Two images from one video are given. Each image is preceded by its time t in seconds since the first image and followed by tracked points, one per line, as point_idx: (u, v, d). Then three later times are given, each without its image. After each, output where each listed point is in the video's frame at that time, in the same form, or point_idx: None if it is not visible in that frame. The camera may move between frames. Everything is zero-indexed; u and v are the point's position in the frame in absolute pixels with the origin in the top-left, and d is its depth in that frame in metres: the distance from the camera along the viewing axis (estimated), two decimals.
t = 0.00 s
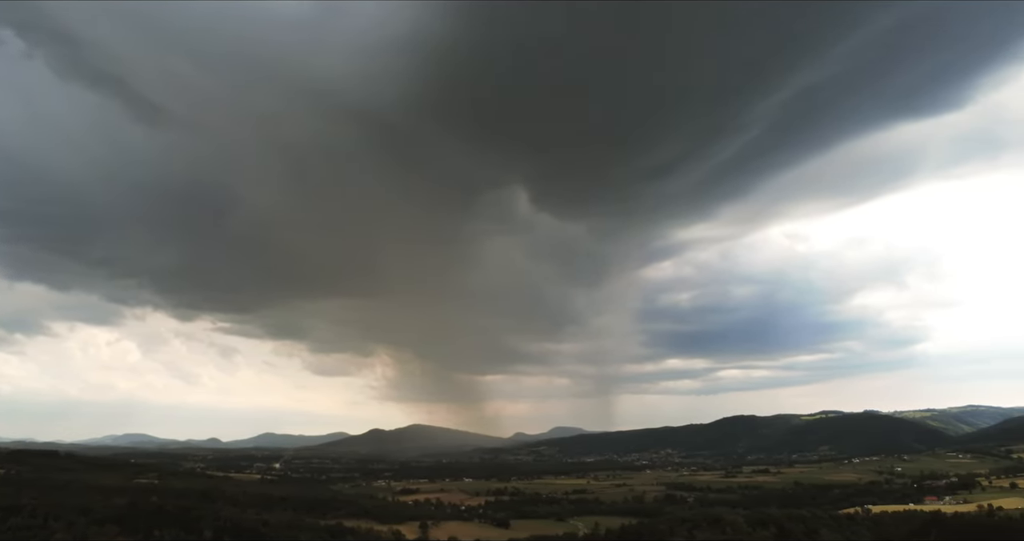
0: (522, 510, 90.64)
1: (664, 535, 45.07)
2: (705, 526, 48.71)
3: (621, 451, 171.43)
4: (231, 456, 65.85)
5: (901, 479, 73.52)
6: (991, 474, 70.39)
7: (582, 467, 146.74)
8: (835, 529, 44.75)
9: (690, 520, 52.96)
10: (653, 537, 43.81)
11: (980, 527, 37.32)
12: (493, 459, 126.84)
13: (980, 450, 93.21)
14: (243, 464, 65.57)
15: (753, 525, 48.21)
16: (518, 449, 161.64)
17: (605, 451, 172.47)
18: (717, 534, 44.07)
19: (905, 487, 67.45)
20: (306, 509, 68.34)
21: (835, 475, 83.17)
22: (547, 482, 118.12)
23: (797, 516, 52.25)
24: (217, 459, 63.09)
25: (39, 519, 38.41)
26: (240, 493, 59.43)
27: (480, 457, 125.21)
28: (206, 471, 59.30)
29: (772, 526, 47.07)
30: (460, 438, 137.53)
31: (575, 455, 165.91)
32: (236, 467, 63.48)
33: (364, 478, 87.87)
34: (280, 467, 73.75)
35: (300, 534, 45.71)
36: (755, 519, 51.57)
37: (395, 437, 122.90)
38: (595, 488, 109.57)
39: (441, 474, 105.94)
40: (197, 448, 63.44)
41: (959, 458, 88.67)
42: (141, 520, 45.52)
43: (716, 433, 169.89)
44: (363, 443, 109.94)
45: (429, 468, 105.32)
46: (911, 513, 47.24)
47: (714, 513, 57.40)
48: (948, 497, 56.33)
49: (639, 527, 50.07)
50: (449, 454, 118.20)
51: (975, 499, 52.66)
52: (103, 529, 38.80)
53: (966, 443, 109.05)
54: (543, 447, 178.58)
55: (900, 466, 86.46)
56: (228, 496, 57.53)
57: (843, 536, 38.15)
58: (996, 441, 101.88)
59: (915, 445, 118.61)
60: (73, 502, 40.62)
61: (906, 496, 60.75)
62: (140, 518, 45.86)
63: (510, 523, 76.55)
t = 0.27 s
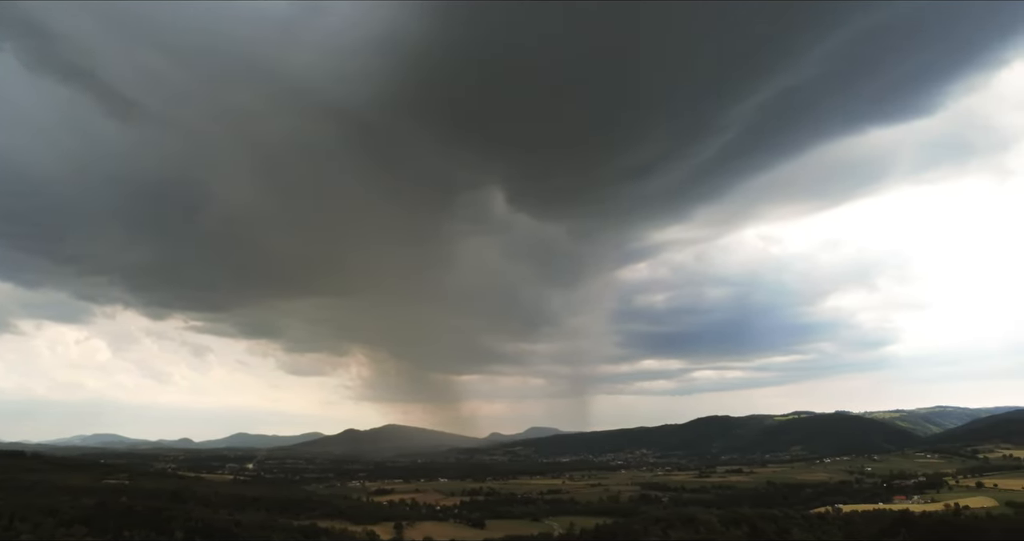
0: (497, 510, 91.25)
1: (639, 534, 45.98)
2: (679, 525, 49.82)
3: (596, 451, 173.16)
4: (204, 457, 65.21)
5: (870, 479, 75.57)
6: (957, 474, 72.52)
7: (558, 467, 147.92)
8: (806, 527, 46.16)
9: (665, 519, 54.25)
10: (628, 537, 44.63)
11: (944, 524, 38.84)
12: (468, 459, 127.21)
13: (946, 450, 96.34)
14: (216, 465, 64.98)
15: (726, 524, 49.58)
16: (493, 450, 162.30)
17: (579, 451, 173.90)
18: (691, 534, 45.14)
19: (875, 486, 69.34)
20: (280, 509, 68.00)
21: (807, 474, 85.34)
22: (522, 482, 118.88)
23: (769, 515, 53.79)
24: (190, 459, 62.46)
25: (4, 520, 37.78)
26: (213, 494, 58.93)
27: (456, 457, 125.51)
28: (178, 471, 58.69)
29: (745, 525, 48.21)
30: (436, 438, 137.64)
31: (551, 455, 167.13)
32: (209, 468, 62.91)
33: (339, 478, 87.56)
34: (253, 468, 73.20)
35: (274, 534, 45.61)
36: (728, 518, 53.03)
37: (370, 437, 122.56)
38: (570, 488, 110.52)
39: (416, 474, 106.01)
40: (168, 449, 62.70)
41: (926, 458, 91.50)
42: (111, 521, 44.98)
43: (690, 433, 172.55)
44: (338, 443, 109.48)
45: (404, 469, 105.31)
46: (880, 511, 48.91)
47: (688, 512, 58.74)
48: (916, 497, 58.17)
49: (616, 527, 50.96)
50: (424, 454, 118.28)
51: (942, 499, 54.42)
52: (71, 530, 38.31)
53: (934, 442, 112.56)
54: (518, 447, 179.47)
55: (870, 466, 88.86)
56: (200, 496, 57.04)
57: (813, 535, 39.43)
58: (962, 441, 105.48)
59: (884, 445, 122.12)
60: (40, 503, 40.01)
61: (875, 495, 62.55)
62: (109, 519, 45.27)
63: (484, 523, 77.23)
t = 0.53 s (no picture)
0: (468, 511, 91.73)
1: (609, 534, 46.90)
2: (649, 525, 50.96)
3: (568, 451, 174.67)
4: (170, 457, 64.28)
5: (836, 479, 77.80)
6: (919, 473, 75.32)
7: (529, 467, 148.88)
8: (772, 526, 47.63)
9: (636, 519, 55.37)
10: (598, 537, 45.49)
11: (902, 521, 40.58)
12: (440, 459, 127.29)
13: (911, 450, 99.48)
14: (182, 466, 64.12)
15: (696, 524, 50.88)
16: (465, 450, 162.57)
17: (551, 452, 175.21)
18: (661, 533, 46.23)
19: (840, 486, 71.51)
20: (248, 511, 67.38)
21: (775, 474, 87.54)
22: (493, 483, 119.42)
23: (737, 514, 55.28)
24: (156, 460, 61.54)
25: None
26: (179, 495, 58.16)
27: (427, 458, 125.51)
28: (144, 472, 57.80)
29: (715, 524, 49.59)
30: (407, 439, 137.39)
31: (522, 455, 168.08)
32: (175, 469, 62.05)
33: (309, 479, 86.96)
34: (221, 468, 72.34)
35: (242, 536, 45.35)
36: (698, 518, 54.37)
37: (341, 437, 121.85)
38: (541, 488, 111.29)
39: (387, 475, 105.74)
40: (133, 449, 61.67)
41: (890, 458, 94.37)
42: (73, 523, 44.19)
43: (661, 433, 175.14)
44: (308, 443, 108.64)
45: (375, 469, 104.98)
46: (845, 511, 50.66)
47: (658, 511, 59.99)
48: (881, 496, 60.49)
49: (587, 527, 51.87)
50: (395, 454, 118.06)
51: (905, 498, 56.57)
52: (32, 533, 37.58)
53: (899, 442, 116.25)
54: (490, 447, 179.99)
55: (836, 466, 91.43)
56: (166, 497, 56.28)
57: (779, 534, 40.73)
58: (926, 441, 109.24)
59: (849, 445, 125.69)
60: None
61: (840, 494, 64.67)
62: (72, 521, 44.50)
63: (455, 523, 77.84)
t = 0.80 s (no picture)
0: (443, 511, 92.03)
1: (584, 534, 47.71)
2: (623, 525, 51.97)
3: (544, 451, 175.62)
4: (140, 458, 63.37)
5: (807, 478, 79.73)
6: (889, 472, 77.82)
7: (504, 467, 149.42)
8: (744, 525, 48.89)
9: (611, 519, 56.21)
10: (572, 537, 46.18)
11: (868, 519, 42.06)
12: (415, 460, 127.19)
13: (881, 450, 102.10)
14: (153, 466, 63.25)
15: (670, 523, 51.86)
16: (440, 450, 162.49)
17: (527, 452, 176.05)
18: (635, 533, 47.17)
19: (811, 485, 73.31)
20: (220, 511, 66.76)
21: (747, 474, 89.32)
22: (467, 483, 119.57)
23: (710, 514, 56.43)
24: (125, 461, 60.63)
25: None
26: (150, 497, 57.40)
27: (403, 458, 125.28)
28: (113, 473, 56.94)
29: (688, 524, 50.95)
30: (382, 439, 136.93)
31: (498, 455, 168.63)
32: (146, 470, 61.23)
33: (282, 479, 86.30)
34: (192, 469, 71.50)
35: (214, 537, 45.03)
36: (672, 517, 55.39)
37: (315, 437, 121.07)
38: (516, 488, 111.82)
39: (361, 475, 105.36)
40: (102, 450, 60.67)
41: (861, 458, 96.72)
42: (40, 525, 43.51)
43: (636, 434, 177.11)
44: (281, 443, 107.74)
45: (349, 469, 104.54)
46: (815, 510, 52.20)
47: (632, 511, 60.98)
48: (851, 495, 62.73)
49: (562, 527, 52.72)
50: (370, 455, 117.63)
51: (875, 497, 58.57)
52: None
53: (870, 443, 119.28)
54: (466, 447, 180.26)
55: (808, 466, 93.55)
56: (136, 499, 55.53)
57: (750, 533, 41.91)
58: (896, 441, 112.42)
59: (821, 446, 128.57)
60: None
61: (811, 493, 66.53)
62: (38, 522, 43.82)
63: (429, 524, 78.28)
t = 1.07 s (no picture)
0: (419, 511, 92.16)
1: (559, 534, 48.40)
2: (599, 525, 52.71)
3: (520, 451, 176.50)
4: (110, 459, 62.39)
5: (780, 477, 81.45)
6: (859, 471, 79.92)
7: (480, 467, 149.82)
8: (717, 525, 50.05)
9: (586, 519, 57.01)
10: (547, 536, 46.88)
11: (835, 518, 43.37)
12: (391, 460, 126.91)
13: (852, 450, 104.47)
14: (123, 467, 62.33)
15: (643, 523, 52.81)
16: (416, 450, 162.28)
17: (503, 452, 176.55)
18: (610, 532, 47.97)
19: (783, 484, 75.04)
20: (192, 513, 66.04)
21: (720, 473, 90.98)
22: (443, 483, 119.66)
23: (684, 514, 57.54)
24: (95, 462, 59.66)
25: None
26: (120, 498, 56.61)
27: (378, 458, 124.88)
28: (82, 474, 56.03)
29: (661, 522, 52.28)
30: (358, 439, 136.34)
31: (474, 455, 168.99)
32: (116, 471, 60.33)
33: (255, 480, 85.59)
34: (163, 470, 70.60)
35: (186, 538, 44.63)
36: (645, 516, 56.35)
37: (289, 437, 120.11)
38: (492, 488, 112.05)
39: (336, 475, 104.83)
40: (70, 450, 59.62)
41: (831, 458, 98.80)
42: (6, 527, 42.74)
43: (612, 434, 178.85)
44: (255, 444, 106.73)
45: (324, 470, 103.98)
46: (787, 509, 53.55)
47: (607, 511, 61.87)
48: (822, 494, 64.56)
49: (537, 527, 53.30)
50: (345, 455, 117.09)
51: (845, 496, 60.26)
52: None
53: (841, 443, 121.97)
54: (442, 447, 180.26)
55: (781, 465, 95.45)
56: (105, 500, 54.70)
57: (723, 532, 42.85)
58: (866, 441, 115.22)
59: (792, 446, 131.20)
60: None
61: (783, 492, 68.11)
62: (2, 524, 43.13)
63: (404, 524, 78.48)
